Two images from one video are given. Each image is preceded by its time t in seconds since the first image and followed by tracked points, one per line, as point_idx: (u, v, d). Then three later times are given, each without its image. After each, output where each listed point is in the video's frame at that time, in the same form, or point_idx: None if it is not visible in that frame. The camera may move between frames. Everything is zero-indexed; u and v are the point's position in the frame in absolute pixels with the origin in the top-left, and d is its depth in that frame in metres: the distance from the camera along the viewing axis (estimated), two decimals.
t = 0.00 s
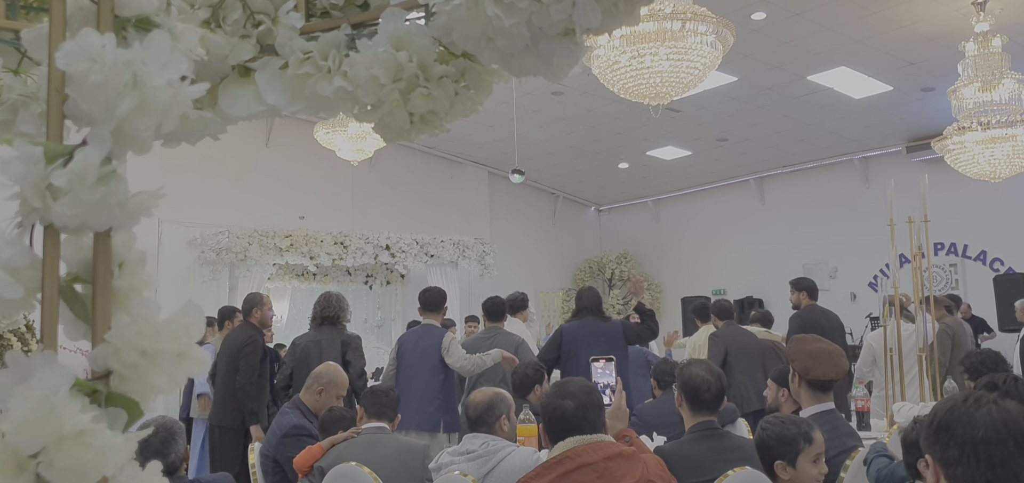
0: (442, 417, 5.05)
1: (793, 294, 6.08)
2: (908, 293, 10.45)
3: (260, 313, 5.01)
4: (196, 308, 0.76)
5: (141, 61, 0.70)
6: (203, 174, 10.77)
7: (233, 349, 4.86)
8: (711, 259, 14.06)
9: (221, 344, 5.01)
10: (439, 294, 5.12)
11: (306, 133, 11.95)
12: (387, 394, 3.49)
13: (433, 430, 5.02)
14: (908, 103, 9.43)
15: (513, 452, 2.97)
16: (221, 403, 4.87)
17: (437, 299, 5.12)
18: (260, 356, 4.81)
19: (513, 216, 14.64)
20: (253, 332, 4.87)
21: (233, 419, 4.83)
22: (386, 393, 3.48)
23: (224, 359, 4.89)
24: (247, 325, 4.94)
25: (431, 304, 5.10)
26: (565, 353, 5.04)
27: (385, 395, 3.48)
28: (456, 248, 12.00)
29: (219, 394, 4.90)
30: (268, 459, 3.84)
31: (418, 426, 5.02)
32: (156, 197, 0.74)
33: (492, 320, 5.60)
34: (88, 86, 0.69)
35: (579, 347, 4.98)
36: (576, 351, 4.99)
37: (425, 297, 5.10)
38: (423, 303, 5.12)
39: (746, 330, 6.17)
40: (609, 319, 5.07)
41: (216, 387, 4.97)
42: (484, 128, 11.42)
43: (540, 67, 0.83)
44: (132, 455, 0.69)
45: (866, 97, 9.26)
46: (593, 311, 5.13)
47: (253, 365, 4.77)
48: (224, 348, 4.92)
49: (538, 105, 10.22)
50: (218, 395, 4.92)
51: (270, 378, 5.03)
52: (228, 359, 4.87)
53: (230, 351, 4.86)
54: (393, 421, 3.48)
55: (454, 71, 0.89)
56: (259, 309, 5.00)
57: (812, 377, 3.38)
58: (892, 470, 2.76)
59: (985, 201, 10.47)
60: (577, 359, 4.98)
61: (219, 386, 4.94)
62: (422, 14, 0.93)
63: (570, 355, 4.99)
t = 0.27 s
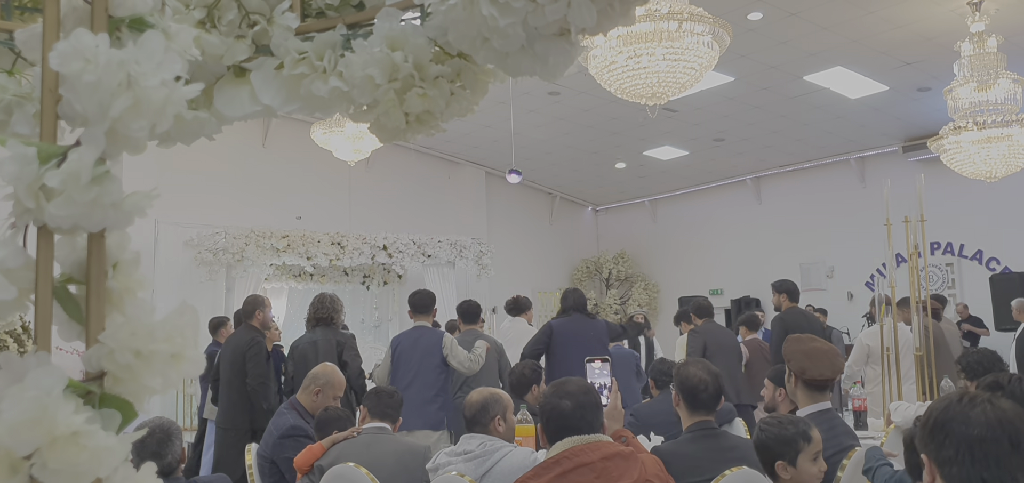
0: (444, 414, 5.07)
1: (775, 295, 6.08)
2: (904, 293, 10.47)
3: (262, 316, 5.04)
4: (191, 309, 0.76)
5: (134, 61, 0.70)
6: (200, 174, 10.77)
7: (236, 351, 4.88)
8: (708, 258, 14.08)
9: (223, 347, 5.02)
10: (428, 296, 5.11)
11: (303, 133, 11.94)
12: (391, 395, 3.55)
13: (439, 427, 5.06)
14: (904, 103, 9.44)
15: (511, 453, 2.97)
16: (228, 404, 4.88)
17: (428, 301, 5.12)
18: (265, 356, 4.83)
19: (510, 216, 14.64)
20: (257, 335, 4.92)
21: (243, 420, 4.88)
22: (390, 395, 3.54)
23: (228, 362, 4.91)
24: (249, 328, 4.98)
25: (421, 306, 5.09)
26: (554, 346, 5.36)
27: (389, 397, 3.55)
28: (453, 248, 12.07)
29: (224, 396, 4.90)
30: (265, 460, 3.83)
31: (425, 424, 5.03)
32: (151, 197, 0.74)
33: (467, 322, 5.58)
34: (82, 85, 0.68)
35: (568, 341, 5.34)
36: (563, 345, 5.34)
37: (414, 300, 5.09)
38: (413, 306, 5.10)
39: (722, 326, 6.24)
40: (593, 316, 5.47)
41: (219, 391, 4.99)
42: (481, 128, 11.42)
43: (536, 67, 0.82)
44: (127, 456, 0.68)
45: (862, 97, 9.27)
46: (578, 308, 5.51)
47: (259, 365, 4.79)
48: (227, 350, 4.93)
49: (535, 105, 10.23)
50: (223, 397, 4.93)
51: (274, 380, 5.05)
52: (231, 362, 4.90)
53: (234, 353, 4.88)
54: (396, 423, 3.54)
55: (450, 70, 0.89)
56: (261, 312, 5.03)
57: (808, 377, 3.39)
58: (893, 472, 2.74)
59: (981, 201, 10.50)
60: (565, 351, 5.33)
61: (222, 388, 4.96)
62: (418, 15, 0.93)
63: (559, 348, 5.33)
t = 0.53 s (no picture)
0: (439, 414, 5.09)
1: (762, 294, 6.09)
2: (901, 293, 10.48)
3: (263, 315, 5.03)
4: (186, 308, 0.76)
5: (129, 60, 0.70)
6: (196, 174, 10.76)
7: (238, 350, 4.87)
8: (705, 258, 14.08)
9: (224, 347, 5.00)
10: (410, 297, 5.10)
11: (299, 133, 11.93)
12: (397, 397, 3.55)
13: (434, 426, 5.09)
14: (900, 103, 9.46)
15: (508, 453, 2.97)
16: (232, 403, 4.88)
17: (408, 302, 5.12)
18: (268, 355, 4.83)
19: (507, 217, 14.64)
20: (258, 334, 4.91)
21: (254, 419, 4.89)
22: (396, 396, 3.54)
23: (230, 362, 4.90)
24: (250, 328, 4.97)
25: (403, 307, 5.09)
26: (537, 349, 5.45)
27: (395, 399, 3.55)
28: (450, 249, 12.00)
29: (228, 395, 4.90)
30: (262, 461, 3.83)
31: (420, 423, 5.04)
32: (145, 197, 0.73)
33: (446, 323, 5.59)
34: (76, 84, 0.68)
35: (550, 344, 5.40)
36: (546, 348, 5.40)
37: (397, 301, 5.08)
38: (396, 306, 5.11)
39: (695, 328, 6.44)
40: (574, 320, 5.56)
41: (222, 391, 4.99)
42: (479, 128, 11.41)
43: (532, 67, 0.82)
44: (121, 456, 0.68)
45: (858, 97, 9.29)
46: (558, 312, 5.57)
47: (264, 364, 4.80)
48: (228, 351, 4.93)
49: (532, 106, 10.23)
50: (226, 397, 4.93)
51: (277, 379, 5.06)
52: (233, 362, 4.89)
53: (236, 353, 4.87)
54: (400, 425, 3.54)
55: (446, 70, 0.89)
56: (261, 312, 5.02)
57: (805, 377, 3.39)
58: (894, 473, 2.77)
59: (978, 201, 10.51)
60: (548, 354, 5.40)
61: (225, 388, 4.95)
62: (415, 14, 0.93)
63: (542, 351, 5.40)
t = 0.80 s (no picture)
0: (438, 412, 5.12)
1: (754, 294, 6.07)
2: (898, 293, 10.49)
3: (258, 316, 5.03)
4: (184, 308, 0.76)
5: (127, 60, 0.70)
6: (193, 175, 10.74)
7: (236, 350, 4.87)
8: (703, 258, 14.08)
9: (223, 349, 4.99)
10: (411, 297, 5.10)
11: (296, 134, 11.92)
12: (401, 399, 3.55)
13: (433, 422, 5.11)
14: (898, 103, 9.47)
15: (506, 453, 2.97)
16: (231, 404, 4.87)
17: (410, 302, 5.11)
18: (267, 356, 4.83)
19: (504, 217, 14.63)
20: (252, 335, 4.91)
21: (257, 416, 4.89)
22: (399, 398, 3.53)
23: (228, 363, 4.90)
24: (246, 329, 4.97)
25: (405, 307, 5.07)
26: (526, 350, 5.45)
27: (399, 401, 3.54)
28: (448, 249, 12.00)
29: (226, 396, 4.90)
30: (260, 462, 3.82)
31: (420, 420, 5.05)
32: (142, 197, 0.73)
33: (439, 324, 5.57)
34: (74, 84, 0.68)
35: (539, 345, 5.41)
36: (536, 350, 5.41)
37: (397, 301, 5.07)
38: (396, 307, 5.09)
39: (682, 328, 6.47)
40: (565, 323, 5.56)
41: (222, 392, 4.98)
42: (476, 129, 11.41)
43: (530, 67, 0.82)
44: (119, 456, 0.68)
45: (856, 97, 9.30)
46: (550, 313, 5.57)
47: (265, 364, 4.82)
48: (226, 352, 4.92)
49: (529, 106, 10.23)
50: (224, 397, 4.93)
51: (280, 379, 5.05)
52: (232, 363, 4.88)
53: (235, 354, 4.86)
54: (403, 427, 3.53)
55: (443, 70, 0.89)
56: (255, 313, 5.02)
57: (802, 377, 3.39)
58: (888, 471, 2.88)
59: (975, 201, 10.52)
60: (537, 356, 5.41)
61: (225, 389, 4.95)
62: (412, 15, 0.93)
63: (532, 351, 5.41)
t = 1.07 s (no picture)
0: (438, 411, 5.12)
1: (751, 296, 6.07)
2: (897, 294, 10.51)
3: (253, 315, 5.05)
4: (183, 309, 0.76)
5: (127, 61, 0.70)
6: (192, 175, 10.73)
7: (235, 350, 4.86)
8: (702, 260, 14.08)
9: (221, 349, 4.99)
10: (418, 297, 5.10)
11: (295, 135, 11.92)
12: (398, 400, 3.56)
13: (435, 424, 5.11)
14: (897, 105, 9.47)
15: (504, 455, 2.97)
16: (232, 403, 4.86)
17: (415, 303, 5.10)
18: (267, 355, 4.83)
19: (503, 218, 14.64)
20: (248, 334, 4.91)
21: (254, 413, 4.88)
22: (395, 398, 3.54)
23: (227, 362, 4.88)
24: (242, 329, 4.97)
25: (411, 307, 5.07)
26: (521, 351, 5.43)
27: (395, 401, 3.54)
28: (446, 250, 12.05)
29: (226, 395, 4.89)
30: (258, 463, 3.82)
31: (422, 422, 5.05)
32: (143, 197, 0.73)
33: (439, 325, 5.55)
34: (73, 86, 0.68)
35: (535, 346, 5.39)
36: (530, 350, 5.39)
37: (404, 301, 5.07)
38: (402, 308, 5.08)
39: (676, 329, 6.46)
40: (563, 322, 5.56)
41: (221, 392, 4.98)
42: (476, 130, 11.41)
43: (529, 68, 0.82)
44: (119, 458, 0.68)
45: (855, 99, 9.31)
46: (549, 313, 5.58)
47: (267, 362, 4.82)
48: (224, 351, 4.91)
49: (529, 107, 10.23)
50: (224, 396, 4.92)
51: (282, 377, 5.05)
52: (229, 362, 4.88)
53: (233, 353, 4.86)
54: (400, 427, 3.54)
55: (444, 71, 0.89)
56: (251, 313, 5.03)
57: (801, 379, 3.39)
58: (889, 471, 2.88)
59: (974, 202, 10.54)
60: (533, 356, 5.39)
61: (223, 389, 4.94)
62: (411, 16, 0.93)
63: (527, 352, 5.38)
